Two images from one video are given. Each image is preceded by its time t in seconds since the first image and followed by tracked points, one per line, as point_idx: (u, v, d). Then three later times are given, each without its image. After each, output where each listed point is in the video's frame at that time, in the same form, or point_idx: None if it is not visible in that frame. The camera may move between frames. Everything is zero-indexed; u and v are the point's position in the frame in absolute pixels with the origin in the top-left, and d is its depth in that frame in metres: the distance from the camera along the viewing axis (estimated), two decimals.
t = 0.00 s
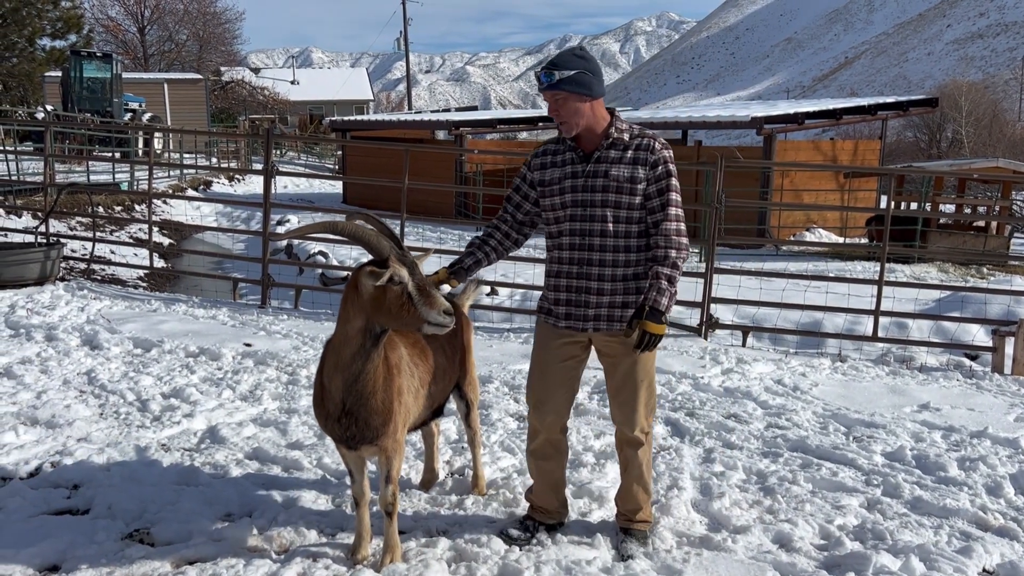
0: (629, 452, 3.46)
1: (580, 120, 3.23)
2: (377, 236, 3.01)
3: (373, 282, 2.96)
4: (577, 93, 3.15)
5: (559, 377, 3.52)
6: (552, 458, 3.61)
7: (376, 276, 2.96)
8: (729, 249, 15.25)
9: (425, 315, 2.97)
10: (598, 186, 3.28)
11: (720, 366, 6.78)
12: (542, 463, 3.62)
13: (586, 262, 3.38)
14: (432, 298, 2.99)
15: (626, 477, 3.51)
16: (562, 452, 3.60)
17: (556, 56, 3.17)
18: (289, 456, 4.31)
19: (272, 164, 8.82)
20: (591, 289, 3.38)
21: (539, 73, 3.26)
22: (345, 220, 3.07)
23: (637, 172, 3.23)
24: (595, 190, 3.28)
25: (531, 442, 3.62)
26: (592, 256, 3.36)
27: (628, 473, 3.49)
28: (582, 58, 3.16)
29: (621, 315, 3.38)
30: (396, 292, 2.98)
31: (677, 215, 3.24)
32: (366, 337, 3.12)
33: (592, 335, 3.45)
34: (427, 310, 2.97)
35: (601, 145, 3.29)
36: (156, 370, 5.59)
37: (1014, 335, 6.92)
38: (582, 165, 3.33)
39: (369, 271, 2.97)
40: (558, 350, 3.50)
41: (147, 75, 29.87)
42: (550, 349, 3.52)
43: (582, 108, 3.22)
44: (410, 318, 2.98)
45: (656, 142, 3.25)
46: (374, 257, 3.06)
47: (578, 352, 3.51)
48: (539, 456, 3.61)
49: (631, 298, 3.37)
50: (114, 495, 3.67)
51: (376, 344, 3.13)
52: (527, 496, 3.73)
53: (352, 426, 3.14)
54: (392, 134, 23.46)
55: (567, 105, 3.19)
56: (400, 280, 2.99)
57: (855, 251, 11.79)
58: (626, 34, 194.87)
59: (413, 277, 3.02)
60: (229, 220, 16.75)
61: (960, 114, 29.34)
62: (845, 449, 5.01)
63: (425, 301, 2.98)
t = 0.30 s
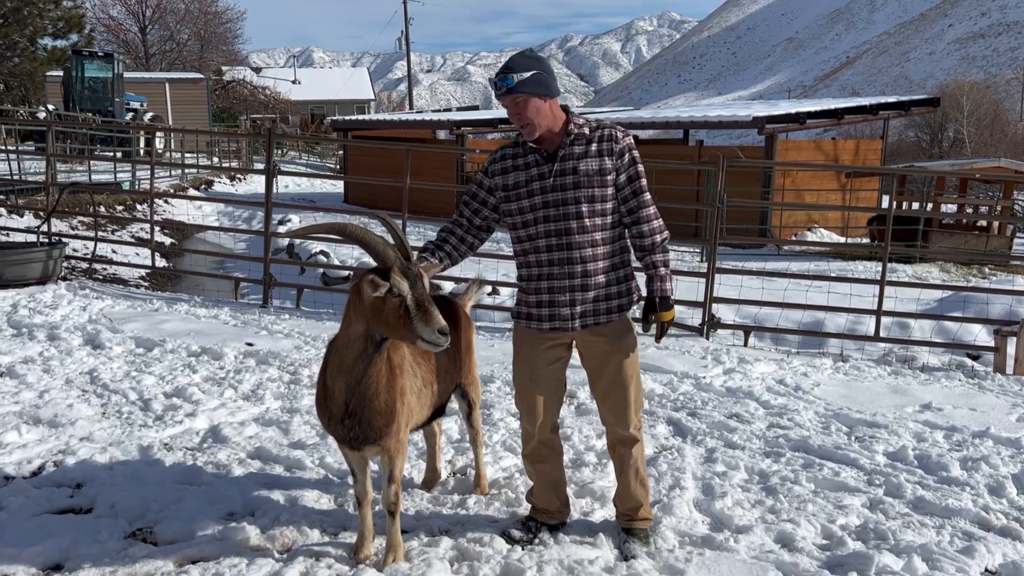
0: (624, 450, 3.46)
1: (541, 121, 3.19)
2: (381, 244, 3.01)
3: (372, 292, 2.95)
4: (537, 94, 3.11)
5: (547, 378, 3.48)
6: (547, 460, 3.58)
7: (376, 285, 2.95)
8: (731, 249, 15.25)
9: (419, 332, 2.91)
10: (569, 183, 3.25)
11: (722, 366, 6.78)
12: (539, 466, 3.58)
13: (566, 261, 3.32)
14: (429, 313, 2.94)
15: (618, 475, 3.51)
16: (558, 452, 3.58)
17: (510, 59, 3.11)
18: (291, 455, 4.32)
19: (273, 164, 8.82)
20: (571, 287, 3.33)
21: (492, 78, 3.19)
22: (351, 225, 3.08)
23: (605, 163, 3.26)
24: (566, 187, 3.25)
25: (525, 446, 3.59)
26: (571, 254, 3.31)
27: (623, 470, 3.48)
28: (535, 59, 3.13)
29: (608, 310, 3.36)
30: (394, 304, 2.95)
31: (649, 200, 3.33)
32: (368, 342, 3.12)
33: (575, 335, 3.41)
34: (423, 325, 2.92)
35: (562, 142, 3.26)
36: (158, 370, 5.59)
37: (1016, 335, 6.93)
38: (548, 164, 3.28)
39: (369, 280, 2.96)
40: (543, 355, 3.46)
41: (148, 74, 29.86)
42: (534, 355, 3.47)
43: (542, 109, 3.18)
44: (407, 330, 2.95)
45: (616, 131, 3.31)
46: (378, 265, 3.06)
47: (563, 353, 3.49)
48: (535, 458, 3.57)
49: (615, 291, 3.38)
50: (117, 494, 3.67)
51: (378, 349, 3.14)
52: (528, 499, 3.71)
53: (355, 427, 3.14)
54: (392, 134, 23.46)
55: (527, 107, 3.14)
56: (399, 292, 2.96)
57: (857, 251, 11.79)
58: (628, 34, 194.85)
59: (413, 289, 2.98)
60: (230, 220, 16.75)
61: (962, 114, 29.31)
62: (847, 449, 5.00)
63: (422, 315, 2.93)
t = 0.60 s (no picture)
0: (621, 444, 3.47)
1: (516, 122, 3.16)
2: (383, 246, 3.00)
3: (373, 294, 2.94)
4: (510, 95, 3.08)
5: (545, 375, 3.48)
6: (549, 456, 3.58)
7: (377, 288, 2.94)
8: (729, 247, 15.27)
9: (420, 334, 2.91)
10: (553, 180, 3.25)
11: (721, 364, 6.79)
12: (541, 464, 3.59)
13: (558, 257, 3.31)
14: (429, 316, 2.94)
15: (615, 469, 3.51)
16: (557, 447, 3.59)
17: (479, 63, 3.06)
18: (292, 453, 4.32)
19: (272, 162, 8.82)
20: (565, 283, 3.33)
21: (462, 85, 3.14)
22: (354, 226, 3.08)
23: (584, 156, 3.29)
24: (550, 184, 3.25)
25: (525, 446, 3.58)
26: (562, 251, 3.30)
27: (621, 462, 3.48)
28: (501, 60, 3.08)
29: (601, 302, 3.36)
30: (395, 307, 2.95)
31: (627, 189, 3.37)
32: (370, 343, 3.12)
33: (569, 331, 3.41)
34: (423, 328, 2.91)
35: (539, 141, 3.25)
36: (158, 368, 5.59)
37: (1014, 333, 6.95)
38: (528, 165, 3.27)
39: (370, 282, 2.96)
40: (538, 353, 3.45)
41: (145, 73, 29.83)
42: (529, 355, 3.46)
43: (513, 110, 3.15)
44: (407, 332, 2.94)
45: (588, 124, 3.34)
46: (379, 267, 3.05)
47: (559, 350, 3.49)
48: (536, 456, 3.57)
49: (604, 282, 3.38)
50: (118, 492, 3.67)
51: (379, 350, 3.13)
52: (530, 497, 3.71)
53: (356, 426, 3.15)
54: (389, 133, 23.46)
55: (500, 110, 3.10)
56: (400, 295, 2.95)
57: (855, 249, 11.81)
58: (625, 32, 194.83)
59: (413, 291, 2.97)
60: (228, 219, 16.76)
61: (959, 112, 29.36)
62: (847, 446, 5.01)
63: (422, 318, 2.93)
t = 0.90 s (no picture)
0: (614, 439, 3.48)
1: (504, 121, 3.16)
2: (385, 245, 3.01)
3: (376, 292, 2.95)
4: (496, 95, 3.07)
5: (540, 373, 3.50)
6: (546, 451, 3.59)
7: (380, 287, 2.95)
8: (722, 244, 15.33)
9: (422, 331, 2.92)
10: (540, 178, 3.24)
11: (717, 361, 6.81)
12: (537, 459, 3.60)
13: (548, 256, 3.32)
14: (432, 313, 2.95)
15: (611, 466, 3.51)
16: (555, 442, 3.59)
17: (464, 62, 3.05)
18: (290, 451, 4.32)
19: (267, 160, 8.80)
20: (556, 281, 3.34)
21: (448, 85, 3.13)
22: (356, 225, 3.08)
23: (572, 154, 3.27)
24: (538, 183, 3.25)
25: (523, 441, 3.60)
26: (552, 250, 3.31)
27: (615, 458, 3.48)
28: (486, 59, 3.07)
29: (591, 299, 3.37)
30: (397, 305, 2.96)
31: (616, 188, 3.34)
32: (371, 341, 3.13)
33: (562, 328, 3.42)
34: (426, 326, 2.93)
35: (527, 139, 3.25)
36: (154, 367, 5.57)
37: (1007, 328, 7.02)
38: (517, 163, 3.27)
39: (373, 281, 2.96)
40: (532, 349, 3.46)
41: (136, 71, 29.71)
42: (525, 351, 3.46)
43: (500, 109, 3.14)
44: (410, 330, 2.96)
45: (577, 120, 3.32)
46: (382, 265, 3.06)
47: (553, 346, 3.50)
48: (533, 452, 3.59)
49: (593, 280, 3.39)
50: (117, 490, 3.67)
51: (381, 348, 3.14)
52: (528, 493, 3.73)
53: (357, 423, 3.15)
54: (382, 130, 23.43)
55: (487, 110, 3.09)
56: (402, 293, 2.96)
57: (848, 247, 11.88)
58: (617, 30, 194.95)
59: (416, 289, 2.99)
60: (221, 217, 16.72)
61: (949, 110, 29.52)
62: (843, 442, 5.04)
63: (426, 315, 2.94)
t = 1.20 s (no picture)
0: (606, 438, 3.47)
1: (501, 118, 3.17)
2: (388, 242, 3.02)
3: (380, 290, 2.95)
4: (490, 92, 3.07)
5: (535, 370, 3.50)
6: (542, 446, 3.60)
7: (382, 283, 2.95)
8: (713, 241, 15.38)
9: (426, 328, 2.93)
10: (534, 176, 3.23)
11: (711, 356, 6.84)
12: (530, 454, 3.62)
13: (538, 254, 3.33)
14: (436, 309, 2.96)
15: (607, 465, 3.50)
16: (551, 438, 3.60)
17: (459, 59, 3.07)
18: (288, 448, 4.31)
19: (259, 157, 8.77)
20: (547, 279, 3.34)
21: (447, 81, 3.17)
22: (358, 222, 3.08)
23: (569, 154, 3.21)
24: (532, 180, 3.24)
25: (519, 433, 3.62)
26: (541, 249, 3.32)
27: (606, 457, 3.48)
28: (485, 56, 3.08)
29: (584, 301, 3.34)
30: (400, 301, 2.96)
31: (615, 189, 3.22)
32: (374, 338, 3.13)
33: (555, 325, 3.41)
34: (428, 324, 2.93)
35: (526, 137, 3.24)
36: (148, 365, 5.54)
37: (997, 323, 7.09)
38: (513, 159, 3.28)
39: (376, 278, 2.96)
40: (527, 344, 3.47)
41: (123, 67, 29.47)
42: (519, 346, 3.48)
43: (498, 107, 3.15)
44: (414, 327, 2.96)
45: (580, 120, 3.23)
46: (384, 262, 3.06)
47: (548, 343, 3.50)
48: (529, 445, 3.60)
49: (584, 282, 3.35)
50: (115, 489, 3.65)
51: (384, 345, 3.15)
52: (528, 487, 3.73)
53: (359, 420, 3.15)
54: (372, 126, 23.39)
55: (483, 107, 3.12)
56: (405, 290, 2.97)
57: (837, 243, 11.94)
58: (606, 26, 195.04)
59: (419, 286, 3.00)
60: (210, 214, 16.63)
61: (935, 106, 29.72)
62: (837, 436, 5.08)
63: (429, 313, 2.95)
